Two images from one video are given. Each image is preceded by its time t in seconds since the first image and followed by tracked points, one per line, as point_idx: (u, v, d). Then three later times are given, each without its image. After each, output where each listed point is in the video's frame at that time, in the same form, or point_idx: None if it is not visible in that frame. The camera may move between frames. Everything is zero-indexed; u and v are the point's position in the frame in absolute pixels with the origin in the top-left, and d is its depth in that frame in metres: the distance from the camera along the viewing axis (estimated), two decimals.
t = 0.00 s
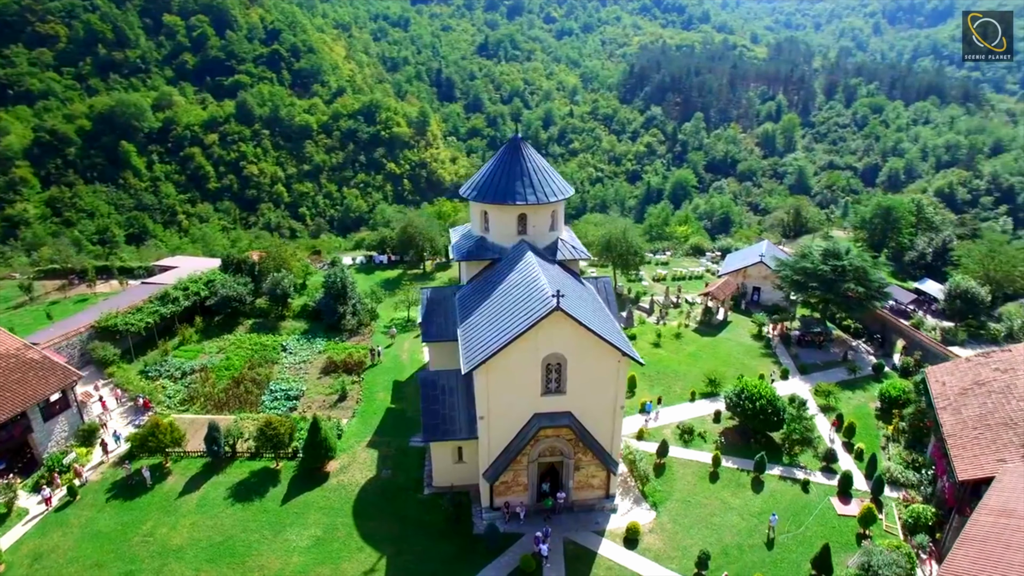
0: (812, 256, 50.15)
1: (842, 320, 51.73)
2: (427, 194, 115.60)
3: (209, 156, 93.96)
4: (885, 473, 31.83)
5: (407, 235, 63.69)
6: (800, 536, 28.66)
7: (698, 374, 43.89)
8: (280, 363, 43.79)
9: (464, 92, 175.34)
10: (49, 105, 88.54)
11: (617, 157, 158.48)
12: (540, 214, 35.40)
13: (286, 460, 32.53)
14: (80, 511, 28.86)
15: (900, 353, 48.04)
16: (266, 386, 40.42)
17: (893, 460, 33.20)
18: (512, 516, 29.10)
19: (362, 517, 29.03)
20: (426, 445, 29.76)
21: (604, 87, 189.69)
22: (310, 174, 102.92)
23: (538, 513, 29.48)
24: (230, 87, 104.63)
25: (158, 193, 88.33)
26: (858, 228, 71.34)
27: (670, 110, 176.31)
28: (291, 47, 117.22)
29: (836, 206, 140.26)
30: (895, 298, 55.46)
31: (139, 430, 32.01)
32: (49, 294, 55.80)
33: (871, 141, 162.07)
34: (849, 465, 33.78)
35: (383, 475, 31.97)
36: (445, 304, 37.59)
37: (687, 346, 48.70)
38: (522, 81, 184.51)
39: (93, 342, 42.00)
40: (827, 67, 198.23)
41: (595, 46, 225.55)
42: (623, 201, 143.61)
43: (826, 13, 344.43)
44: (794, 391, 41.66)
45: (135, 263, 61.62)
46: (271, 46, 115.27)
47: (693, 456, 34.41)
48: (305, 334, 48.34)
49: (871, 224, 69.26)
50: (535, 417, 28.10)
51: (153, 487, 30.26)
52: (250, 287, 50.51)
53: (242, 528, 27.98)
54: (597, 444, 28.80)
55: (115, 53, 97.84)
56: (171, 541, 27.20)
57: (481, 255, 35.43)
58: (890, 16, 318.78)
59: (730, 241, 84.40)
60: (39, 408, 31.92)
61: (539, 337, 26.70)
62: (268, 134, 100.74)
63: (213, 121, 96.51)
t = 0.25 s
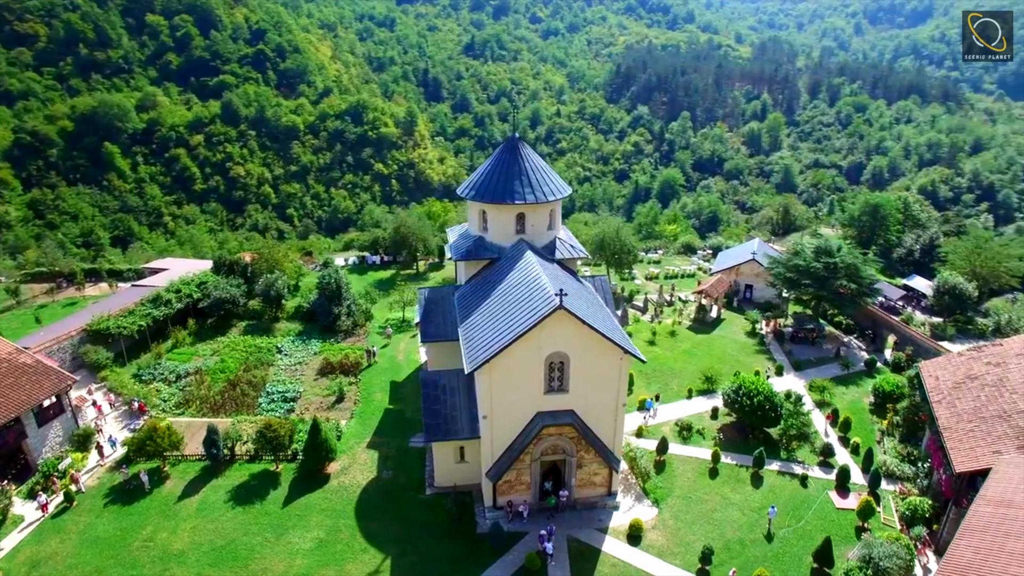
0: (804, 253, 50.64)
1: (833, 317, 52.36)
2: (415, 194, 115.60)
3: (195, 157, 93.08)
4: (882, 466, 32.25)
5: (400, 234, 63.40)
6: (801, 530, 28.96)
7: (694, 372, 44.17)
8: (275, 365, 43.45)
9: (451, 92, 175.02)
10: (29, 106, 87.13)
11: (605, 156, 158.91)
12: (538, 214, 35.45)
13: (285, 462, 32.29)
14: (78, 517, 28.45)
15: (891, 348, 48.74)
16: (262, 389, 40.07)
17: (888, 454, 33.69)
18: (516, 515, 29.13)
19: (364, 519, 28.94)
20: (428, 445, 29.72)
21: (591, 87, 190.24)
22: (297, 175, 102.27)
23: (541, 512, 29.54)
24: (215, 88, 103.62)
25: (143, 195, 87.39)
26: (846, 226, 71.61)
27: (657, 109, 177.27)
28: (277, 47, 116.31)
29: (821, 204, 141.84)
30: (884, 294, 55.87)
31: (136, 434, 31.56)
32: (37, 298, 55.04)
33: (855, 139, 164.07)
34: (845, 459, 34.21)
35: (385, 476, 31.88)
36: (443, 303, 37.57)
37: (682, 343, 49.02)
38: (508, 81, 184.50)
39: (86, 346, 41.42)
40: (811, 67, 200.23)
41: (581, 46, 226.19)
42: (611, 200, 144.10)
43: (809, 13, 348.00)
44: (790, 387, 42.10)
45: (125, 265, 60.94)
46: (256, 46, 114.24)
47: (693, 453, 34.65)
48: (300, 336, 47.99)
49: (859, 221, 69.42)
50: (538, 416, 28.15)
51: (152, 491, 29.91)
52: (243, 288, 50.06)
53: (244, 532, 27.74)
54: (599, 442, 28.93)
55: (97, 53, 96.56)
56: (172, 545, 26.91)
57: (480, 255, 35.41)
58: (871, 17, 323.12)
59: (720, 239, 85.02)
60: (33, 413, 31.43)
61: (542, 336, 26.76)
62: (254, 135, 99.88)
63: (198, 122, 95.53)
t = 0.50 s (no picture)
0: (797, 251, 51.23)
1: (826, 313, 52.96)
2: (403, 195, 115.54)
3: (181, 158, 92.14)
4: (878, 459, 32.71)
5: (393, 235, 63.18)
6: (801, 523, 29.29)
7: (691, 369, 44.49)
8: (272, 367, 43.13)
9: (438, 92, 174.68)
10: (9, 107, 85.69)
11: (593, 155, 159.40)
12: (537, 213, 35.50)
13: (286, 464, 32.08)
14: (76, 523, 28.08)
15: (883, 344, 49.42)
16: (259, 391, 39.78)
17: (884, 446, 34.16)
18: (519, 513, 29.19)
19: (368, 519, 28.85)
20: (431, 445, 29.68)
21: (578, 86, 190.68)
22: (284, 176, 101.57)
23: (544, 510, 29.62)
24: (201, 88, 102.64)
25: (129, 197, 86.33)
26: (835, 223, 72.38)
27: (644, 108, 178.14)
28: (262, 47, 115.44)
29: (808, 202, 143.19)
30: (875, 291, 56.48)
31: (134, 438, 31.23)
32: (25, 301, 54.31)
33: (840, 138, 166.02)
34: (842, 453, 34.63)
35: (387, 477, 31.79)
36: (441, 303, 37.57)
37: (677, 341, 49.37)
38: (495, 81, 184.51)
39: (78, 349, 40.88)
40: (795, 66, 202.16)
41: (567, 45, 226.65)
42: (599, 200, 144.64)
43: (792, 13, 351.32)
44: (785, 383, 42.56)
45: (114, 268, 60.27)
46: (241, 46, 113.31)
47: (692, 450, 34.91)
48: (295, 337, 47.70)
49: (848, 219, 70.24)
50: (541, 414, 28.21)
51: (151, 496, 29.59)
52: (236, 290, 49.68)
53: (247, 534, 27.53)
54: (602, 440, 29.07)
55: (78, 53, 95.24)
56: (174, 550, 26.63)
57: (479, 254, 35.41)
58: (853, 17, 327.07)
59: (710, 237, 85.67)
60: (28, 418, 30.97)
61: (546, 335, 26.84)
62: (241, 136, 99.07)
63: (183, 123, 94.62)
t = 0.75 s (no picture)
0: (789, 248, 51.87)
1: (817, 309, 53.58)
2: (391, 195, 115.15)
3: (165, 160, 91.10)
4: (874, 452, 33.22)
5: (386, 236, 62.87)
6: (801, 517, 29.64)
7: (686, 366, 44.84)
8: (267, 369, 42.74)
9: (424, 92, 174.27)
10: None
11: (580, 155, 159.94)
12: (534, 212, 35.58)
13: (286, 467, 31.85)
14: (74, 529, 27.69)
15: (874, 339, 50.11)
16: (255, 393, 39.45)
17: (879, 439, 34.65)
18: (522, 511, 29.27)
19: (371, 520, 28.74)
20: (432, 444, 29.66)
21: (564, 86, 191.10)
22: (270, 177, 100.73)
23: (547, 507, 29.72)
24: (184, 89, 101.60)
25: (112, 199, 85.26)
26: (823, 220, 73.00)
27: (630, 108, 179.03)
28: (247, 47, 114.47)
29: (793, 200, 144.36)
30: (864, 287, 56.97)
31: (131, 442, 30.84)
32: (12, 305, 53.54)
33: (823, 137, 168.05)
34: (838, 447, 35.06)
35: (388, 478, 31.69)
36: (440, 303, 37.61)
37: (672, 338, 49.73)
38: (481, 81, 184.46)
39: (69, 354, 40.29)
40: (779, 66, 204.12)
41: (552, 45, 227.09)
42: (587, 199, 145.10)
43: (774, 13, 354.59)
44: (779, 379, 43.04)
45: (102, 270, 59.57)
46: (225, 47, 112.30)
47: (691, 446, 35.19)
48: (290, 339, 47.34)
49: (836, 217, 71.02)
50: (543, 413, 28.30)
51: (150, 500, 29.23)
52: (229, 292, 49.25)
53: (249, 538, 27.30)
54: (604, 437, 29.23)
55: (58, 53, 93.92)
56: (175, 554, 26.34)
57: (477, 254, 35.42)
58: (834, 17, 331.19)
59: (700, 235, 86.36)
60: (22, 424, 30.47)
61: (549, 333, 26.92)
62: (226, 137, 98.20)
63: (167, 124, 93.58)
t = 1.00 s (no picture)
0: (779, 245, 52.58)
1: (806, 306, 54.31)
2: (377, 196, 114.45)
3: (146, 161, 89.87)
4: (867, 445, 33.78)
5: (376, 236, 62.49)
6: (798, 510, 30.05)
7: (680, 363, 45.22)
8: (260, 372, 42.33)
9: (408, 92, 173.70)
10: None
11: (564, 154, 160.49)
12: (530, 211, 35.67)
13: (284, 469, 31.62)
14: (69, 537, 27.23)
15: (862, 334, 50.92)
16: (249, 396, 39.09)
17: (871, 432, 35.24)
18: (523, 509, 29.32)
19: (372, 522, 28.63)
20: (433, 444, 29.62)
21: (548, 85, 191.49)
22: (254, 178, 99.74)
23: (548, 505, 29.80)
24: (165, 90, 100.34)
25: (92, 202, 84.02)
26: (808, 218, 73.86)
27: (614, 107, 179.90)
28: (228, 47, 113.28)
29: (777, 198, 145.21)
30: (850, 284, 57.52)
31: (126, 447, 30.38)
32: None
33: (805, 135, 170.23)
34: (832, 441, 35.60)
35: (388, 478, 31.59)
36: (436, 303, 37.61)
37: (665, 336, 50.15)
38: (465, 81, 184.26)
39: (57, 358, 39.62)
40: (760, 65, 206.29)
41: (536, 45, 227.34)
42: (573, 198, 145.56)
43: (754, 13, 358.05)
44: (772, 374, 43.60)
45: (87, 273, 58.72)
46: (206, 47, 111.09)
47: (688, 442, 35.52)
48: (282, 341, 46.93)
49: (822, 214, 72.05)
50: (544, 411, 28.38)
51: (146, 506, 28.85)
52: (220, 294, 48.77)
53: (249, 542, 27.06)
54: (604, 434, 29.37)
55: (34, 53, 92.46)
56: (175, 560, 26.02)
57: (474, 254, 35.43)
58: (813, 17, 335.51)
59: (687, 233, 87.04)
60: (12, 431, 29.87)
61: (550, 331, 27.01)
62: (208, 138, 97.15)
63: (148, 125, 92.33)
